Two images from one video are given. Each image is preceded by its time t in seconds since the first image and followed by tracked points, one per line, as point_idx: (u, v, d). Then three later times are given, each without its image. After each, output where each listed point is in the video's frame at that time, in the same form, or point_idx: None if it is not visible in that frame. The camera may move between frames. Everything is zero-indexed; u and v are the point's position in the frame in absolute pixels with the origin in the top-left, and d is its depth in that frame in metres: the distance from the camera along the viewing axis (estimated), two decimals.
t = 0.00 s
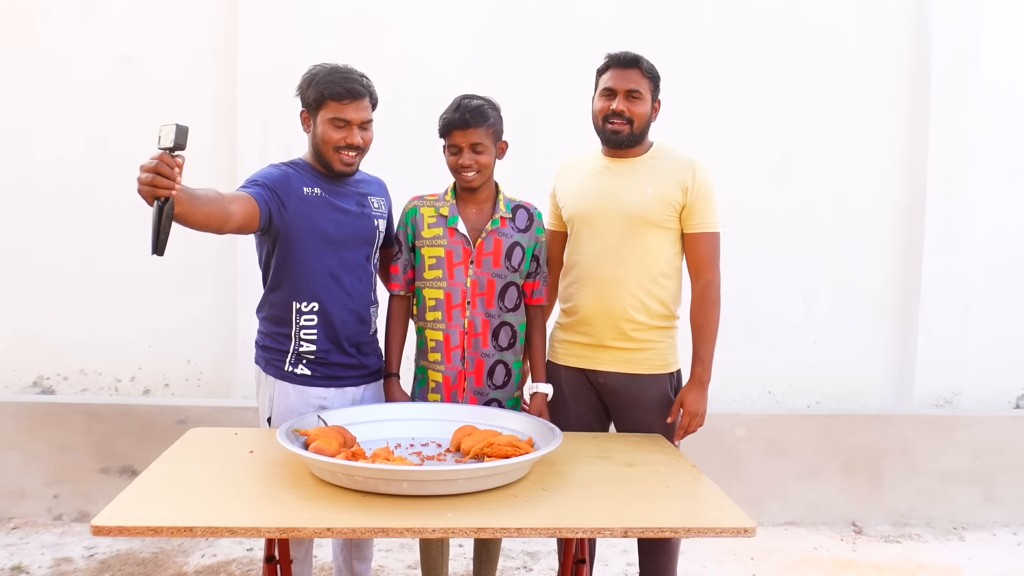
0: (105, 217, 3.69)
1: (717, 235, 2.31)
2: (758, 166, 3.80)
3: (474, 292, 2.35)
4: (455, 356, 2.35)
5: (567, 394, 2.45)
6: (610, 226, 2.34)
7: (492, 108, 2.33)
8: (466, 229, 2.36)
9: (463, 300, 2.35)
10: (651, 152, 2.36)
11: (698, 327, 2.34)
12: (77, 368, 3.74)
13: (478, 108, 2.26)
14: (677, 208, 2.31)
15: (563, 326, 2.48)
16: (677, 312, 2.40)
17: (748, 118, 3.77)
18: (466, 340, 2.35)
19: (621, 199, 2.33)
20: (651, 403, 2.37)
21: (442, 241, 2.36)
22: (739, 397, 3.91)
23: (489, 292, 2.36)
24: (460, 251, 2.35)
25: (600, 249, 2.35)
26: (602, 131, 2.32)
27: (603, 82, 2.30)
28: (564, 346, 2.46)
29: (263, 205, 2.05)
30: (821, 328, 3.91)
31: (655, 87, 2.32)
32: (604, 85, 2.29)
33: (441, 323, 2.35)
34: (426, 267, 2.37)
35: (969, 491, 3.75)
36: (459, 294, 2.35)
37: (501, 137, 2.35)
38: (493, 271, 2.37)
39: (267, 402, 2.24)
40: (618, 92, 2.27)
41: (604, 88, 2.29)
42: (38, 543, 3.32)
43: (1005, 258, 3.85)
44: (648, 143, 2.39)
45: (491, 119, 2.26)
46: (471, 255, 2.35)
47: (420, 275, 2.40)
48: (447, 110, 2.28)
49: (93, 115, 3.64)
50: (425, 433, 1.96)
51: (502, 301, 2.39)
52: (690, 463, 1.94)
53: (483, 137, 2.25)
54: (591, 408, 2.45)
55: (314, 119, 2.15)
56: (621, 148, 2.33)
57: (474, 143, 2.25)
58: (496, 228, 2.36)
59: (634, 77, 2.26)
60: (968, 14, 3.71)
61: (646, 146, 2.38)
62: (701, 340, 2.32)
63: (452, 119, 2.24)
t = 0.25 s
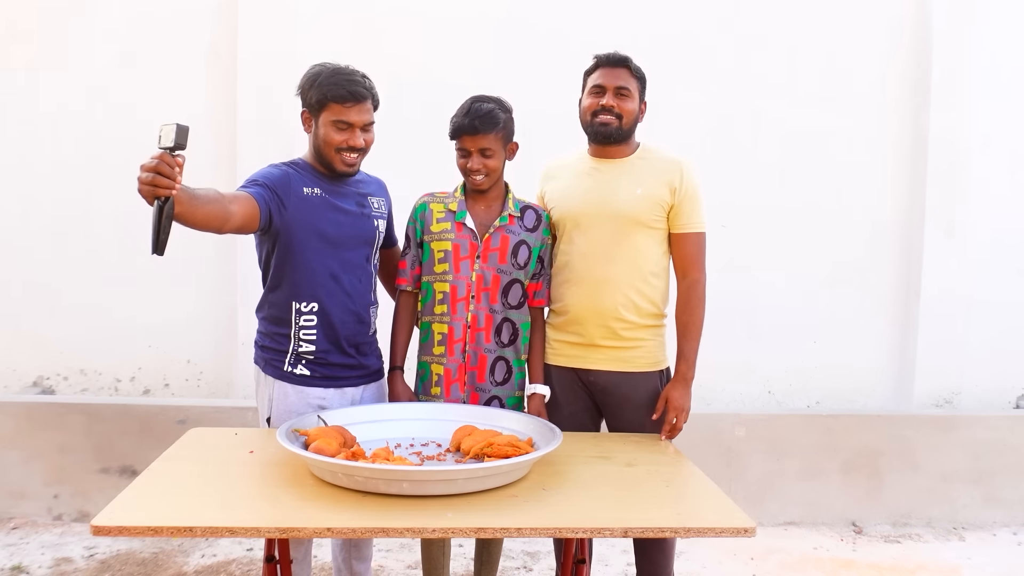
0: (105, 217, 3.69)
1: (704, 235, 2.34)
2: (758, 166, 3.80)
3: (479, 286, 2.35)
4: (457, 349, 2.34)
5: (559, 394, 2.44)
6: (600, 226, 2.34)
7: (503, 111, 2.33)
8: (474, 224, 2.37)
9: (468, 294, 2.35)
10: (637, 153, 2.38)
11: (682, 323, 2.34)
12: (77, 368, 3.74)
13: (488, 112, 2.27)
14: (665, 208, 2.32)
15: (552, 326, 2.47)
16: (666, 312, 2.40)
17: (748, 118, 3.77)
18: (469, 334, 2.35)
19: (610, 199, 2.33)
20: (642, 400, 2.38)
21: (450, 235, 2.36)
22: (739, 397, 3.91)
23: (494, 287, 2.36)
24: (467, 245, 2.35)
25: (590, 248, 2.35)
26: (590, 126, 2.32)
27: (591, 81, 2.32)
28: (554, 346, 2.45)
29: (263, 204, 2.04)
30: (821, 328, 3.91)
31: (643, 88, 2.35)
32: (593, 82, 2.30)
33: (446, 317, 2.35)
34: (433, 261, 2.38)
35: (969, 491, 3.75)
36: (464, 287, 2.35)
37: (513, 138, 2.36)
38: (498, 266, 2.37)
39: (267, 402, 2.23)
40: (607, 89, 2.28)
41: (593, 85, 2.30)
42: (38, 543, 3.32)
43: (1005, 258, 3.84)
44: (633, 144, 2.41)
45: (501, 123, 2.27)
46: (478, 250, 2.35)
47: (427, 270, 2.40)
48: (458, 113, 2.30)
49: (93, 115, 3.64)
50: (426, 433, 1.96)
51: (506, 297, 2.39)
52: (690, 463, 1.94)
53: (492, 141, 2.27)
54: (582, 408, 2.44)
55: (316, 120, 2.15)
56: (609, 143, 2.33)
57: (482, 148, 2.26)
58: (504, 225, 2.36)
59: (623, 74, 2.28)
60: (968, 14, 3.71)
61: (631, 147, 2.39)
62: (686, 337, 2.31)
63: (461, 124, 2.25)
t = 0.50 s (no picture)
0: (105, 217, 3.69)
1: (695, 235, 2.35)
2: (758, 166, 3.80)
3: (483, 285, 2.36)
4: (463, 348, 2.35)
5: (555, 393, 2.43)
6: (594, 226, 2.34)
7: (504, 111, 2.33)
8: (477, 223, 2.37)
9: (473, 293, 2.35)
10: (628, 153, 2.39)
11: (677, 324, 2.38)
12: (77, 368, 3.74)
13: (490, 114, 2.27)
14: (658, 208, 2.33)
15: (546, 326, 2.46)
16: (659, 311, 2.41)
17: (748, 118, 3.77)
18: (474, 333, 2.35)
19: (604, 199, 2.33)
20: (638, 397, 2.37)
21: (453, 234, 2.36)
22: (739, 397, 3.91)
23: (498, 286, 2.37)
24: (470, 244, 2.36)
25: (584, 248, 2.35)
26: (581, 127, 2.32)
27: (580, 82, 2.33)
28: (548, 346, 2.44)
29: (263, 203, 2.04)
30: (821, 328, 3.90)
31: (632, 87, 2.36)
32: (583, 82, 2.30)
33: (452, 316, 2.36)
34: (437, 260, 2.38)
35: (969, 491, 3.75)
36: (469, 286, 2.35)
37: (514, 140, 2.37)
38: (501, 265, 2.37)
39: (267, 402, 2.23)
40: (598, 89, 2.29)
41: (583, 85, 2.30)
42: (38, 543, 3.32)
43: (1005, 258, 3.85)
44: (623, 146, 2.41)
45: (502, 126, 2.27)
46: (481, 248, 2.36)
47: (431, 269, 2.40)
48: (460, 115, 2.30)
49: (93, 115, 3.64)
50: (426, 433, 1.96)
51: (509, 296, 2.39)
52: (689, 463, 1.94)
53: (494, 144, 2.27)
54: (577, 407, 2.43)
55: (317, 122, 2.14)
56: (601, 144, 2.32)
57: (485, 151, 2.27)
58: (507, 224, 2.36)
59: (612, 74, 2.29)
60: (968, 14, 3.71)
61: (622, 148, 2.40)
62: (682, 337, 2.36)
63: (464, 127, 2.25)
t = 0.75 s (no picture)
0: (105, 217, 3.69)
1: (697, 235, 2.36)
2: (758, 166, 3.80)
3: (479, 285, 2.35)
4: (462, 348, 2.34)
5: (556, 392, 2.44)
6: (597, 227, 2.34)
7: (500, 113, 2.32)
8: (473, 223, 2.38)
9: (469, 293, 2.35)
10: (631, 154, 2.39)
11: (679, 323, 2.38)
12: (77, 368, 3.74)
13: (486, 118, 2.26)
14: (660, 209, 2.34)
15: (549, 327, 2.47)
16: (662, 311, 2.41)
17: (748, 118, 3.77)
18: (472, 333, 2.35)
19: (606, 200, 2.34)
20: (639, 396, 2.37)
21: (449, 235, 2.36)
22: (739, 397, 3.91)
23: (495, 285, 2.37)
24: (466, 244, 2.35)
25: (587, 249, 2.36)
26: (584, 128, 2.32)
27: (583, 82, 2.33)
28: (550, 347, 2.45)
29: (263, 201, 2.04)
30: (821, 328, 3.90)
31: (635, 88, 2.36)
32: (585, 83, 2.31)
33: (449, 316, 2.36)
34: (434, 260, 2.38)
35: (969, 491, 3.75)
36: (466, 286, 2.35)
37: (511, 142, 2.36)
38: (499, 264, 2.37)
39: (266, 402, 2.23)
40: (600, 90, 2.29)
41: (586, 87, 2.31)
42: (38, 543, 3.32)
43: (1005, 259, 3.84)
44: (626, 145, 2.41)
45: (499, 129, 2.27)
46: (477, 248, 2.36)
47: (428, 270, 2.40)
48: (456, 117, 2.29)
49: (94, 115, 3.64)
50: (426, 433, 1.96)
51: (507, 295, 2.39)
52: (689, 463, 1.94)
53: (490, 147, 2.27)
54: (578, 405, 2.44)
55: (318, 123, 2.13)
56: (604, 144, 2.32)
57: (480, 154, 2.27)
58: (503, 223, 2.37)
59: (615, 75, 2.29)
60: (968, 14, 3.71)
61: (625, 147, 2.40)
62: (683, 335, 2.36)
63: (459, 130, 2.24)
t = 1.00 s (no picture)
0: (105, 217, 3.69)
1: (708, 237, 2.35)
2: (758, 166, 3.80)
3: (481, 285, 2.35)
4: (462, 348, 2.34)
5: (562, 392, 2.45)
6: (608, 228, 2.34)
7: (503, 114, 2.32)
8: (475, 223, 2.38)
9: (471, 292, 2.35)
10: (642, 154, 2.38)
11: (689, 324, 2.36)
12: (77, 368, 3.74)
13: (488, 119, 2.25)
14: (671, 210, 2.33)
15: (559, 327, 2.46)
16: (672, 312, 2.42)
17: (748, 118, 3.77)
18: (473, 333, 2.35)
19: (617, 200, 2.33)
20: (647, 395, 2.37)
21: (451, 234, 2.36)
22: (739, 397, 3.91)
23: (496, 286, 2.37)
24: (468, 244, 2.36)
25: (598, 250, 2.35)
26: (593, 128, 2.32)
27: (593, 82, 2.33)
28: (560, 347, 2.45)
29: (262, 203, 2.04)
30: (821, 328, 3.90)
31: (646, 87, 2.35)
32: (595, 83, 2.31)
33: (451, 316, 2.36)
34: (437, 260, 2.38)
35: (969, 491, 3.75)
36: (467, 285, 2.35)
37: (513, 142, 2.36)
38: (500, 265, 2.37)
39: (265, 401, 2.23)
40: (610, 90, 2.28)
41: (596, 86, 2.31)
42: (38, 543, 3.32)
43: (1005, 259, 3.84)
44: (638, 146, 2.40)
45: (501, 130, 2.27)
46: (479, 248, 2.36)
47: (430, 270, 2.40)
48: (458, 118, 2.28)
49: (94, 115, 3.64)
50: (426, 433, 1.96)
51: (508, 296, 2.39)
52: (690, 463, 1.94)
53: (493, 148, 2.27)
54: (586, 406, 2.45)
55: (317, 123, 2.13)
56: (614, 144, 2.32)
57: (483, 155, 2.26)
58: (506, 224, 2.37)
59: (625, 75, 2.29)
60: (968, 14, 3.71)
61: (637, 148, 2.39)
62: (691, 338, 2.33)
63: (463, 131, 2.24)
